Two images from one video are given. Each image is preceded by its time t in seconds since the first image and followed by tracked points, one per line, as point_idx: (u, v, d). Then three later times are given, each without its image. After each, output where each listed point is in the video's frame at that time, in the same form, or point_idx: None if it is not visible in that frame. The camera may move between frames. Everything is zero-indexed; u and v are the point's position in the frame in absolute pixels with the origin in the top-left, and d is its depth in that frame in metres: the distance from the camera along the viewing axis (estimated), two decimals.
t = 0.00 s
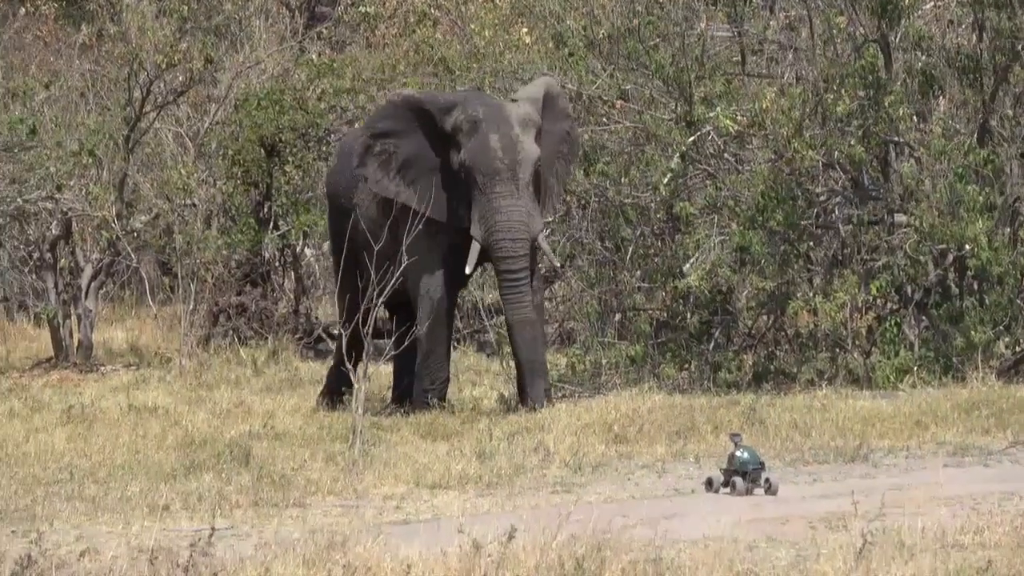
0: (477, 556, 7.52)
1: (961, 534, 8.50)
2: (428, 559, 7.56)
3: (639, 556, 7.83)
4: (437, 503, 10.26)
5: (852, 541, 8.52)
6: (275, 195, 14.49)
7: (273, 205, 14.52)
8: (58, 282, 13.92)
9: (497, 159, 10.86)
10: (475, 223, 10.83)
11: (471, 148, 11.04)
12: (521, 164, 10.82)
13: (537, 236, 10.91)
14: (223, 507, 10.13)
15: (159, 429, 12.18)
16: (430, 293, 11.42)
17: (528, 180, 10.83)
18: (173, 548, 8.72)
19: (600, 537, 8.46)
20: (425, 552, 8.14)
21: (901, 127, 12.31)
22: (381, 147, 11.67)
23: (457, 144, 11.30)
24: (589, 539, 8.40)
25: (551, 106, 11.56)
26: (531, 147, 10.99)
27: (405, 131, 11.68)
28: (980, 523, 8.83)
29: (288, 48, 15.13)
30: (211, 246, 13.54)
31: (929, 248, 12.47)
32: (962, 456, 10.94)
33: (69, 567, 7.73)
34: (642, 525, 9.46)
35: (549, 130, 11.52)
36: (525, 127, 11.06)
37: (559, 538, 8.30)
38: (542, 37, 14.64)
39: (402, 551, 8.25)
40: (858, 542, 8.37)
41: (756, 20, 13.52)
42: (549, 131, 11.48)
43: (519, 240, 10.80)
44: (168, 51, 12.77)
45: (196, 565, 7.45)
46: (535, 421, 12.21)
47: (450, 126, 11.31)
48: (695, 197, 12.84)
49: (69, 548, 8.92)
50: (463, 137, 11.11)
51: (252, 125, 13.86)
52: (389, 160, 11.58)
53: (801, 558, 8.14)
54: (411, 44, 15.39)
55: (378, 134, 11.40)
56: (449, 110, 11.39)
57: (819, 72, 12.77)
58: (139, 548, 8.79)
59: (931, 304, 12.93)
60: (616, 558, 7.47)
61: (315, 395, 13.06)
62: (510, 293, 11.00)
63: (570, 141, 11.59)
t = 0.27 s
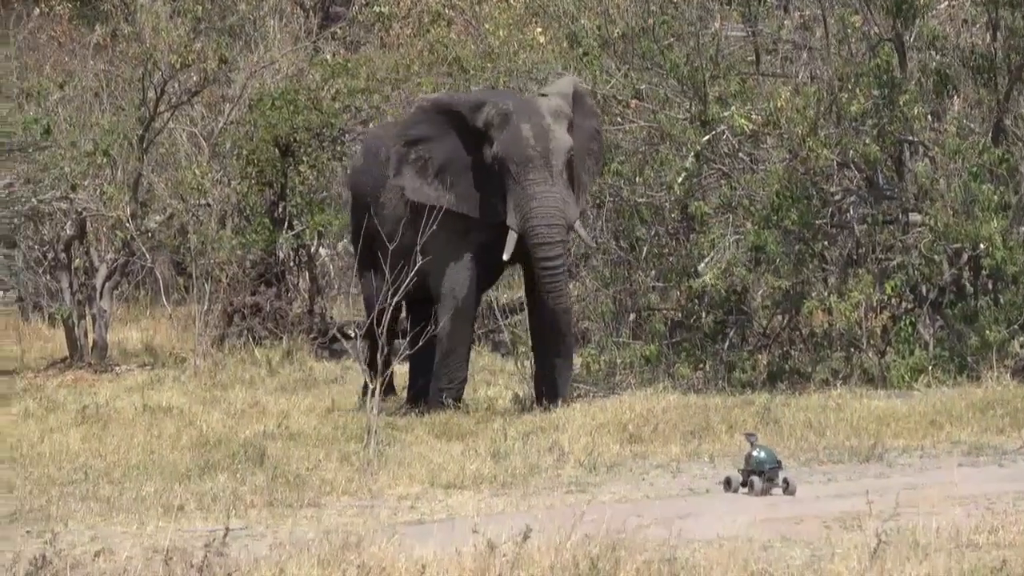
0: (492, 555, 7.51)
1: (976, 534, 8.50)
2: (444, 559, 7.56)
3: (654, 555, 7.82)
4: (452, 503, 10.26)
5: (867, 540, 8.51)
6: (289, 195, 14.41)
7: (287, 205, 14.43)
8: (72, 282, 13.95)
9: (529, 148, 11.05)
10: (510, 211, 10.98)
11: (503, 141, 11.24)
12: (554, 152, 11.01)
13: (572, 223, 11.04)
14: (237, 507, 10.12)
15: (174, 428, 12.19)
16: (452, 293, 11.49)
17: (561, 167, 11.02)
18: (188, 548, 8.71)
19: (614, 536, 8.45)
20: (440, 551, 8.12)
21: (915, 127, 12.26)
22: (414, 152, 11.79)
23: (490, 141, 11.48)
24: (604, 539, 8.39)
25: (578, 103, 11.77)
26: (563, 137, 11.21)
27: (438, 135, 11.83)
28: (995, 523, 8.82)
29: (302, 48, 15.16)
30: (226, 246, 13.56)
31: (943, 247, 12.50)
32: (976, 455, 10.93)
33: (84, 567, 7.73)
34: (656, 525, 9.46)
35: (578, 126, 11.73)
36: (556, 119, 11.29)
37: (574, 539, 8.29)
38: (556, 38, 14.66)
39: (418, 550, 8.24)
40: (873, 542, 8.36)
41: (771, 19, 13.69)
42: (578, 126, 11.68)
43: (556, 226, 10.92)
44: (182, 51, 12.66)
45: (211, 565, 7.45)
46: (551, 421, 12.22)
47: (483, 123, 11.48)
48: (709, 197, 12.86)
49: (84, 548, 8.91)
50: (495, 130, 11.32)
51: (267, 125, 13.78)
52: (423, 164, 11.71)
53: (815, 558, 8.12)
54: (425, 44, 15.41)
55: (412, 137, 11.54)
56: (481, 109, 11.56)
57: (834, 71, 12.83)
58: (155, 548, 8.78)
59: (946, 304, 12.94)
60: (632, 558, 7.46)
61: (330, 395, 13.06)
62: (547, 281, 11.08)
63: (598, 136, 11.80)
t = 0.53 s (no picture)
0: (505, 557, 7.50)
1: (990, 535, 8.49)
2: (457, 562, 7.55)
3: (669, 557, 7.81)
4: (465, 505, 10.25)
5: (881, 541, 8.50)
6: (301, 198, 14.45)
7: (299, 208, 14.48)
8: (85, 286, 13.97)
9: (565, 140, 10.97)
10: (548, 202, 10.84)
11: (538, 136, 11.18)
12: (590, 142, 10.94)
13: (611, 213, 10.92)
14: (250, 509, 10.13)
15: (187, 431, 12.20)
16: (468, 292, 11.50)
17: (598, 157, 10.94)
18: (201, 551, 8.71)
19: (628, 538, 8.43)
20: (454, 553, 8.11)
21: (928, 127, 12.31)
22: (446, 151, 11.67)
23: (523, 138, 11.45)
24: (618, 541, 8.38)
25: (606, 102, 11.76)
26: (598, 130, 11.16)
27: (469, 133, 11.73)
28: (1008, 523, 8.81)
29: (313, 50, 15.17)
30: (238, 249, 13.57)
31: (956, 248, 12.50)
32: (989, 456, 10.93)
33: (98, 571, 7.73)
34: (671, 526, 9.46)
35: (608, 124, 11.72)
36: (589, 113, 11.25)
37: (589, 541, 8.28)
38: (567, 40, 14.65)
39: (431, 553, 8.23)
40: (886, 542, 8.36)
41: (782, 20, 13.74)
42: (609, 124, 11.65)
43: (595, 215, 10.79)
44: (193, 55, 12.68)
45: (225, 569, 7.44)
46: (563, 423, 12.22)
47: (516, 121, 11.42)
48: (721, 198, 12.86)
49: (98, 551, 8.92)
50: (528, 126, 11.27)
51: (278, 128, 13.78)
52: (455, 163, 11.59)
53: (829, 558, 8.11)
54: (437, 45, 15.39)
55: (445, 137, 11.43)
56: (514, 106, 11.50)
57: (847, 72, 12.85)
58: (168, 551, 8.78)
59: (959, 304, 12.93)
60: (645, 559, 7.45)
61: (343, 397, 13.05)
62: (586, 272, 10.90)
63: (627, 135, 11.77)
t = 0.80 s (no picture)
0: (511, 561, 7.50)
1: (997, 536, 8.48)
2: (463, 565, 7.55)
3: (676, 560, 7.81)
4: (472, 508, 10.26)
5: (887, 543, 8.49)
6: (306, 202, 14.42)
7: (305, 212, 14.44)
8: (90, 290, 13.97)
9: (603, 141, 11.06)
10: (588, 202, 10.89)
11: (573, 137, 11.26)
12: (627, 144, 11.04)
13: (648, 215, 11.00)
14: (257, 513, 10.13)
15: (193, 436, 12.20)
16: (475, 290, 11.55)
17: (635, 159, 11.03)
18: (207, 556, 8.71)
19: (635, 541, 8.43)
20: (461, 557, 8.11)
21: (934, 130, 12.30)
22: (471, 148, 11.72)
23: (552, 138, 11.52)
24: (625, 544, 8.38)
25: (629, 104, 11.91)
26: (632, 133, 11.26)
27: (495, 131, 11.82)
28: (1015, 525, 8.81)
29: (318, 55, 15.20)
30: (243, 253, 13.58)
31: (962, 249, 12.52)
32: (996, 457, 10.92)
33: None
34: (678, 529, 9.46)
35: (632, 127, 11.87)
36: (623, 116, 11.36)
37: (596, 545, 8.27)
38: (572, 43, 14.66)
39: (439, 556, 8.23)
40: (893, 544, 8.36)
41: (787, 23, 13.84)
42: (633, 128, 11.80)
43: (635, 215, 10.86)
44: (199, 59, 12.57)
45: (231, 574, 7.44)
46: (570, 425, 12.22)
47: (544, 121, 11.52)
48: (728, 200, 12.85)
49: (105, 556, 8.91)
50: (562, 127, 11.35)
51: (284, 132, 13.71)
52: (480, 161, 11.64)
53: (836, 560, 8.10)
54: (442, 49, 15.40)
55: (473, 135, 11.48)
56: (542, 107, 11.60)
57: (853, 74, 12.87)
58: (174, 555, 8.78)
59: (965, 306, 12.94)
60: (652, 563, 7.45)
61: (349, 401, 13.05)
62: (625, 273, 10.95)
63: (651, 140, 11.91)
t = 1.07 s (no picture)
0: (507, 565, 7.49)
1: (994, 537, 8.48)
2: (460, 569, 7.55)
3: (673, 562, 7.81)
4: (469, 512, 10.26)
5: (884, 545, 8.49)
6: (302, 207, 14.47)
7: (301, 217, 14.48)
8: (87, 296, 13.97)
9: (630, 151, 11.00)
10: (618, 214, 10.82)
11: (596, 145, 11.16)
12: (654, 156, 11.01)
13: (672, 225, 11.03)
14: (253, 518, 10.13)
15: (190, 441, 12.21)
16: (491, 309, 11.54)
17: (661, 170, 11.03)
18: (203, 561, 8.71)
19: (634, 543, 8.43)
20: (459, 561, 8.11)
21: (929, 132, 12.40)
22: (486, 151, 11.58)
23: (571, 144, 11.36)
24: (624, 546, 8.37)
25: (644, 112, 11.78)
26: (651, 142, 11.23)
27: (514, 136, 11.69)
28: (1011, 527, 8.80)
29: (314, 59, 15.20)
30: (239, 259, 13.58)
31: (957, 251, 12.54)
32: (993, 459, 10.92)
33: None
34: (675, 531, 9.46)
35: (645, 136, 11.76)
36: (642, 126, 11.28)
37: (594, 547, 8.25)
38: (568, 46, 14.65)
39: (436, 560, 8.23)
40: (889, 546, 8.35)
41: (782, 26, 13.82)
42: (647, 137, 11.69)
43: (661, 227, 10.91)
44: (194, 65, 12.65)
45: None
46: (566, 429, 12.21)
47: (565, 128, 11.33)
48: (723, 203, 12.86)
49: (102, 562, 8.91)
50: (585, 135, 11.16)
51: (280, 137, 13.79)
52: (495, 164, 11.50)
53: (833, 561, 8.10)
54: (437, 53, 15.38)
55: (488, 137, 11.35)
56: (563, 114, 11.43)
57: (848, 77, 12.87)
58: (171, 561, 8.78)
59: (961, 307, 12.93)
60: (648, 565, 7.45)
61: (346, 405, 13.05)
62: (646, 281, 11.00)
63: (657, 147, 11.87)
